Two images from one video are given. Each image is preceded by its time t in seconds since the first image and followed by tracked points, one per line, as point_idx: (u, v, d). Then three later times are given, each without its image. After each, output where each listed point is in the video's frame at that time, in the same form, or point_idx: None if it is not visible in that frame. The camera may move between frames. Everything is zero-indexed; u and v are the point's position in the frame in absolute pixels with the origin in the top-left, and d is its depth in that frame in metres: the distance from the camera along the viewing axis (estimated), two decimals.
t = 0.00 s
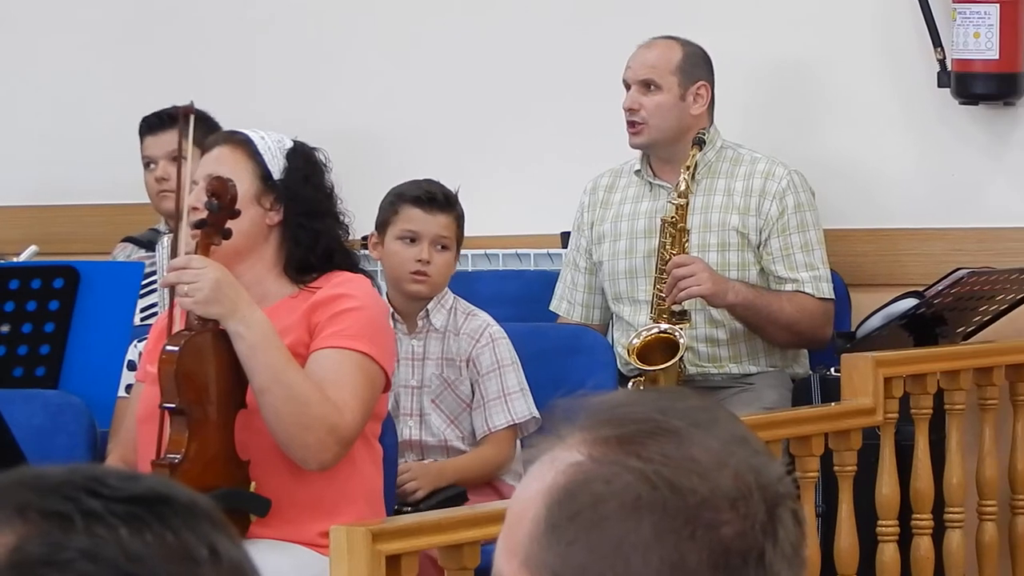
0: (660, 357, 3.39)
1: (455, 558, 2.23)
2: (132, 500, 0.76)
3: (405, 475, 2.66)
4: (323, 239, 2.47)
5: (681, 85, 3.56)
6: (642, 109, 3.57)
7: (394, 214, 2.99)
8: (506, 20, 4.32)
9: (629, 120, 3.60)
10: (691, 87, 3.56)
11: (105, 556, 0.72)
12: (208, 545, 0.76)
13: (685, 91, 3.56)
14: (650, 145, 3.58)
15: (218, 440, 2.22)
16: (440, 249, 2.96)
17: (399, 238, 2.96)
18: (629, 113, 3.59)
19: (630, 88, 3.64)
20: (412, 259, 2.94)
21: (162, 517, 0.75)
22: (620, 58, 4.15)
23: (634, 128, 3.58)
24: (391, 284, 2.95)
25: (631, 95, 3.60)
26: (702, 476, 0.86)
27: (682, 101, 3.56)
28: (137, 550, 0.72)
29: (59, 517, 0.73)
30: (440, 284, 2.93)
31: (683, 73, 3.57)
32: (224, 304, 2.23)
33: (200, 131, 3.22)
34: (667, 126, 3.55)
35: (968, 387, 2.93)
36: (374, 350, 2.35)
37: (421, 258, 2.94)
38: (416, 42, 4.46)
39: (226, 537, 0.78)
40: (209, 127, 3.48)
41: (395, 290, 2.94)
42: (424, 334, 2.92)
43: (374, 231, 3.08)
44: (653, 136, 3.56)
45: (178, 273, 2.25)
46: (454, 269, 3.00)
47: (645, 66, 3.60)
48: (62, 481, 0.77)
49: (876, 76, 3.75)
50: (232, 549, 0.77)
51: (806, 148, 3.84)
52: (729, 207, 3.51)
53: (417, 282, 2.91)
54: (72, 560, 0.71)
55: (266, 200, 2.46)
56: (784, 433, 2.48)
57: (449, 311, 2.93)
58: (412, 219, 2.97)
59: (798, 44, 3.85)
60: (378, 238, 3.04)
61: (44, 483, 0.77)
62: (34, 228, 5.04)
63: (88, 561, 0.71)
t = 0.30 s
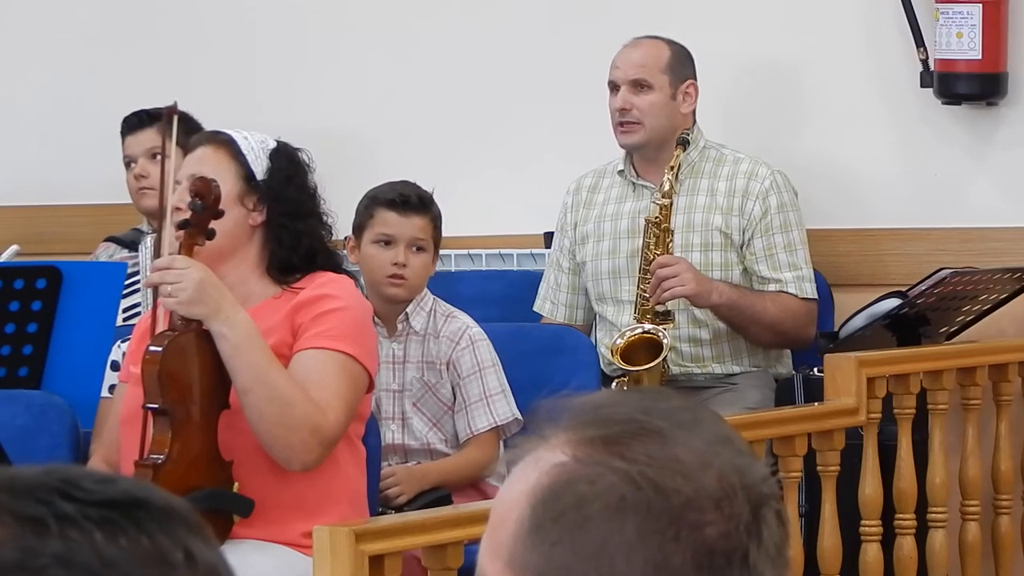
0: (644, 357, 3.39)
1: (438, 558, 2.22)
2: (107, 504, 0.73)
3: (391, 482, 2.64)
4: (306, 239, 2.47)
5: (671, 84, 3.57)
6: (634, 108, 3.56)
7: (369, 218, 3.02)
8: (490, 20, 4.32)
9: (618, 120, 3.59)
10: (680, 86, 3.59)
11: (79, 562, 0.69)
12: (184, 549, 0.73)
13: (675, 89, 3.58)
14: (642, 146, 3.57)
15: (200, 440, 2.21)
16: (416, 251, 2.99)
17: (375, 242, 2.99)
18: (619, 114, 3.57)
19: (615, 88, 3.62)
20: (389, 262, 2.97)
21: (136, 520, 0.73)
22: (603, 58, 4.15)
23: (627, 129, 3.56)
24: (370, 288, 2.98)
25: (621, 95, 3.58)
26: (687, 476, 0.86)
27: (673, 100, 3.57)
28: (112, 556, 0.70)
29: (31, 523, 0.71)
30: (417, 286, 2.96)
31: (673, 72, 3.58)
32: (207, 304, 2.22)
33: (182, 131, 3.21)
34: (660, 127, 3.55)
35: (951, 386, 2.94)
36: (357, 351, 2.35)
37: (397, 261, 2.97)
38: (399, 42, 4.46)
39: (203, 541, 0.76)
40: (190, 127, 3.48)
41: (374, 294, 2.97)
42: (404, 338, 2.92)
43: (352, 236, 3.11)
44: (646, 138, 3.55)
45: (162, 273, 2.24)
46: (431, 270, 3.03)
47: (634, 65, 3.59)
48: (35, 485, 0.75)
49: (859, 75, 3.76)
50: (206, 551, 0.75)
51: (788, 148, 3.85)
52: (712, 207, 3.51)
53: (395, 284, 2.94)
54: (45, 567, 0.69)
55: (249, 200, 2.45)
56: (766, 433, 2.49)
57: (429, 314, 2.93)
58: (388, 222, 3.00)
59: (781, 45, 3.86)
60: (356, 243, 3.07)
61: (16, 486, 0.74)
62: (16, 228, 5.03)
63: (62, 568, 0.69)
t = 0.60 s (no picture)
0: (629, 357, 3.40)
1: (422, 559, 2.22)
2: (95, 506, 0.73)
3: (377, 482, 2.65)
4: (291, 240, 2.47)
5: (659, 83, 3.57)
6: (622, 106, 3.56)
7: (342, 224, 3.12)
8: (475, 20, 4.32)
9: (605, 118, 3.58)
10: (667, 85, 3.59)
11: (67, 565, 0.69)
12: (171, 552, 0.73)
13: (663, 88, 3.58)
14: (631, 147, 3.57)
15: (186, 440, 2.21)
16: (377, 248, 3.04)
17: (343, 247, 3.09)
18: (608, 112, 3.57)
19: (602, 87, 3.62)
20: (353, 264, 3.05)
21: (123, 523, 0.73)
22: (588, 58, 4.15)
23: (615, 128, 3.56)
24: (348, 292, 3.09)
25: (609, 94, 3.58)
26: (670, 477, 0.86)
27: (660, 99, 3.58)
28: (100, 560, 0.70)
29: (18, 524, 0.71)
30: (378, 281, 3.01)
31: (660, 72, 3.59)
32: (192, 304, 2.22)
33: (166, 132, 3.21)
34: (647, 126, 3.56)
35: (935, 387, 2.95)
36: (342, 351, 2.35)
37: (359, 261, 3.04)
38: (385, 42, 4.46)
39: (189, 543, 0.76)
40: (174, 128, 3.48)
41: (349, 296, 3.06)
42: (394, 338, 2.95)
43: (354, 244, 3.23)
44: (635, 137, 3.55)
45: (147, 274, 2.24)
46: (404, 263, 3.06)
47: (621, 64, 3.60)
48: (21, 484, 0.74)
49: (844, 75, 3.77)
50: (193, 553, 0.75)
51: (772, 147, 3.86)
52: (697, 207, 3.52)
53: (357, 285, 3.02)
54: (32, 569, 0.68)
55: (233, 201, 2.44)
56: (748, 434, 2.50)
57: (420, 314, 2.96)
58: (351, 225, 3.08)
59: (766, 45, 3.86)
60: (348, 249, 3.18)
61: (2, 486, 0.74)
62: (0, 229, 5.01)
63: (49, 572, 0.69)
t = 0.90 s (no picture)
0: (613, 358, 3.41)
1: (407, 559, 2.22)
2: (79, 504, 0.73)
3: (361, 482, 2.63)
4: (275, 240, 2.46)
5: (644, 83, 3.58)
6: (606, 105, 3.56)
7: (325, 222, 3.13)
8: (462, 20, 4.31)
9: (590, 117, 3.58)
10: (651, 85, 3.59)
11: (50, 564, 0.69)
12: (154, 549, 0.73)
13: (648, 87, 3.59)
14: (614, 145, 3.57)
15: (169, 440, 2.20)
16: (355, 246, 3.03)
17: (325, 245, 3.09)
18: (591, 110, 3.57)
19: (587, 86, 3.62)
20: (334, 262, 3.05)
21: (106, 522, 0.72)
22: (573, 58, 4.15)
23: (598, 126, 3.56)
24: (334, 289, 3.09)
25: (594, 92, 3.59)
26: (657, 478, 0.86)
27: (645, 99, 3.58)
28: (84, 556, 0.70)
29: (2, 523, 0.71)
30: (357, 279, 3.00)
31: (645, 71, 3.59)
32: (177, 304, 2.20)
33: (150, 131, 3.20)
34: (631, 126, 3.56)
35: (918, 387, 2.96)
36: (326, 351, 2.34)
37: (338, 259, 3.04)
38: (369, 42, 4.45)
39: (173, 540, 0.75)
40: (156, 127, 3.47)
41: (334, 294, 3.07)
42: (382, 337, 2.95)
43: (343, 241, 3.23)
44: (619, 136, 3.55)
45: (131, 274, 2.22)
46: (384, 260, 3.04)
47: (607, 63, 3.60)
48: (4, 485, 0.74)
49: (827, 76, 3.78)
50: (176, 552, 0.74)
51: (756, 147, 3.87)
52: (682, 208, 3.53)
53: (337, 284, 3.02)
54: (15, 567, 0.68)
55: (218, 201, 2.44)
56: (732, 434, 2.50)
57: (409, 314, 2.96)
58: (331, 223, 3.08)
59: (750, 45, 3.87)
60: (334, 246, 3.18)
61: None
62: None
63: (33, 569, 0.68)
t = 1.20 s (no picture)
0: (599, 357, 3.41)
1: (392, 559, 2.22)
2: (52, 504, 0.77)
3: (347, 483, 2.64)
4: (261, 240, 2.46)
5: (629, 82, 3.58)
6: (591, 105, 3.57)
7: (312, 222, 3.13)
8: (445, 21, 4.32)
9: (574, 117, 3.59)
10: (637, 85, 3.59)
11: (21, 561, 0.73)
12: (126, 545, 0.77)
13: (633, 87, 3.59)
14: (599, 143, 3.58)
15: (156, 440, 2.20)
16: (342, 247, 3.04)
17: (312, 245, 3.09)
18: (576, 111, 3.58)
19: (572, 86, 3.63)
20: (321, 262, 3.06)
21: (79, 519, 0.76)
22: (560, 58, 4.15)
23: (583, 125, 3.57)
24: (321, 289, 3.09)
25: (579, 92, 3.59)
26: (641, 477, 0.86)
27: (631, 98, 3.58)
28: (54, 553, 0.74)
29: None
30: (344, 280, 3.01)
31: (630, 71, 3.59)
32: (163, 304, 2.20)
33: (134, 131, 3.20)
34: (615, 125, 3.56)
35: (903, 387, 2.97)
36: (313, 351, 2.34)
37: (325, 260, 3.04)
38: (354, 42, 4.45)
39: (146, 536, 0.79)
40: (140, 127, 3.47)
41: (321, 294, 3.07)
42: (369, 337, 2.95)
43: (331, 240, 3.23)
44: (603, 135, 3.56)
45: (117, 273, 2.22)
46: (371, 261, 3.04)
47: (592, 63, 3.60)
48: None
49: (813, 75, 3.78)
50: (149, 548, 0.78)
51: (742, 147, 3.87)
52: (667, 208, 3.53)
53: (324, 284, 3.03)
54: None
55: (203, 201, 2.43)
56: (717, 434, 2.51)
57: (395, 315, 2.96)
58: (318, 224, 3.08)
59: (736, 44, 3.87)
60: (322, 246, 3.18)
61: None
62: None
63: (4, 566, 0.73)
